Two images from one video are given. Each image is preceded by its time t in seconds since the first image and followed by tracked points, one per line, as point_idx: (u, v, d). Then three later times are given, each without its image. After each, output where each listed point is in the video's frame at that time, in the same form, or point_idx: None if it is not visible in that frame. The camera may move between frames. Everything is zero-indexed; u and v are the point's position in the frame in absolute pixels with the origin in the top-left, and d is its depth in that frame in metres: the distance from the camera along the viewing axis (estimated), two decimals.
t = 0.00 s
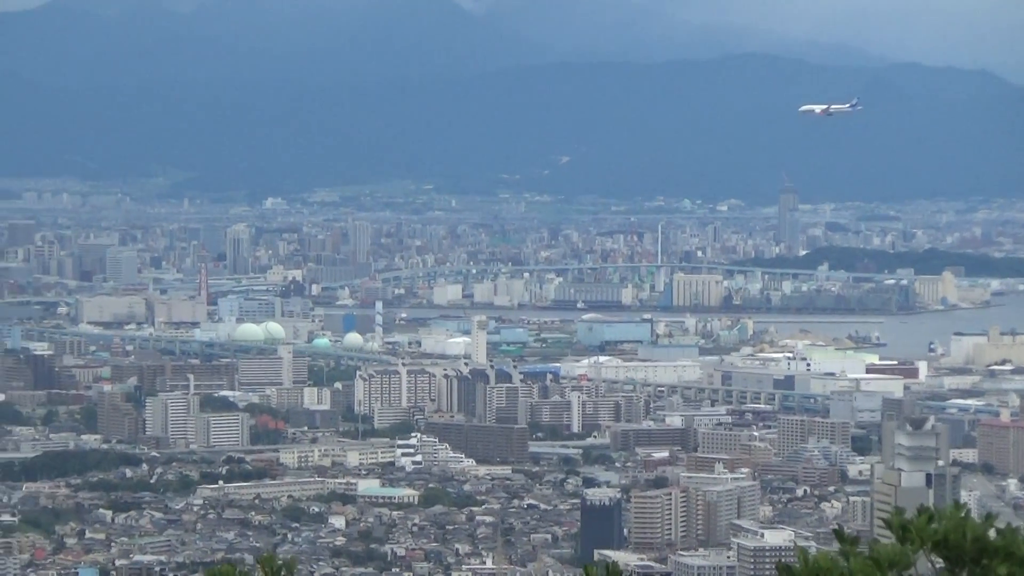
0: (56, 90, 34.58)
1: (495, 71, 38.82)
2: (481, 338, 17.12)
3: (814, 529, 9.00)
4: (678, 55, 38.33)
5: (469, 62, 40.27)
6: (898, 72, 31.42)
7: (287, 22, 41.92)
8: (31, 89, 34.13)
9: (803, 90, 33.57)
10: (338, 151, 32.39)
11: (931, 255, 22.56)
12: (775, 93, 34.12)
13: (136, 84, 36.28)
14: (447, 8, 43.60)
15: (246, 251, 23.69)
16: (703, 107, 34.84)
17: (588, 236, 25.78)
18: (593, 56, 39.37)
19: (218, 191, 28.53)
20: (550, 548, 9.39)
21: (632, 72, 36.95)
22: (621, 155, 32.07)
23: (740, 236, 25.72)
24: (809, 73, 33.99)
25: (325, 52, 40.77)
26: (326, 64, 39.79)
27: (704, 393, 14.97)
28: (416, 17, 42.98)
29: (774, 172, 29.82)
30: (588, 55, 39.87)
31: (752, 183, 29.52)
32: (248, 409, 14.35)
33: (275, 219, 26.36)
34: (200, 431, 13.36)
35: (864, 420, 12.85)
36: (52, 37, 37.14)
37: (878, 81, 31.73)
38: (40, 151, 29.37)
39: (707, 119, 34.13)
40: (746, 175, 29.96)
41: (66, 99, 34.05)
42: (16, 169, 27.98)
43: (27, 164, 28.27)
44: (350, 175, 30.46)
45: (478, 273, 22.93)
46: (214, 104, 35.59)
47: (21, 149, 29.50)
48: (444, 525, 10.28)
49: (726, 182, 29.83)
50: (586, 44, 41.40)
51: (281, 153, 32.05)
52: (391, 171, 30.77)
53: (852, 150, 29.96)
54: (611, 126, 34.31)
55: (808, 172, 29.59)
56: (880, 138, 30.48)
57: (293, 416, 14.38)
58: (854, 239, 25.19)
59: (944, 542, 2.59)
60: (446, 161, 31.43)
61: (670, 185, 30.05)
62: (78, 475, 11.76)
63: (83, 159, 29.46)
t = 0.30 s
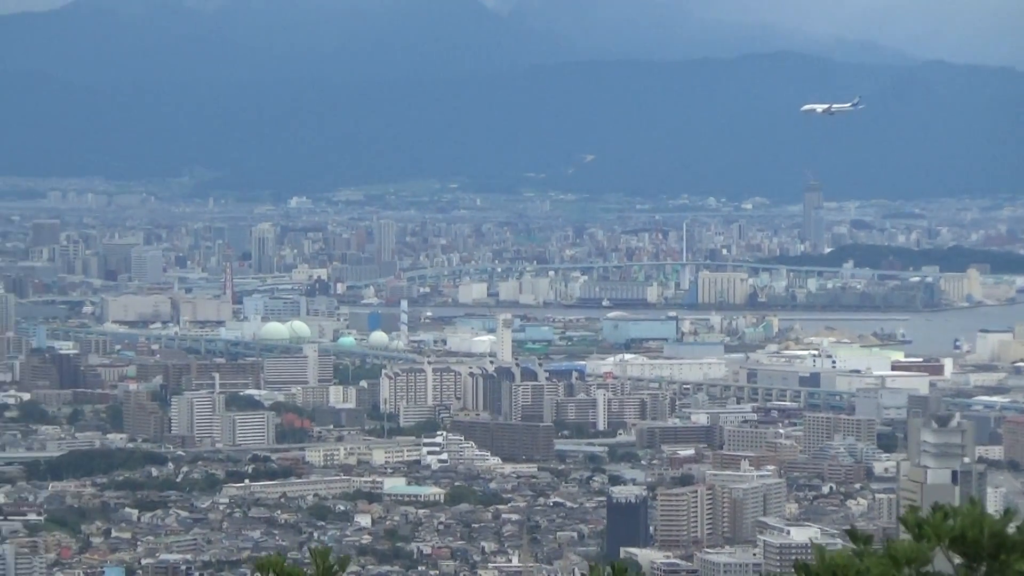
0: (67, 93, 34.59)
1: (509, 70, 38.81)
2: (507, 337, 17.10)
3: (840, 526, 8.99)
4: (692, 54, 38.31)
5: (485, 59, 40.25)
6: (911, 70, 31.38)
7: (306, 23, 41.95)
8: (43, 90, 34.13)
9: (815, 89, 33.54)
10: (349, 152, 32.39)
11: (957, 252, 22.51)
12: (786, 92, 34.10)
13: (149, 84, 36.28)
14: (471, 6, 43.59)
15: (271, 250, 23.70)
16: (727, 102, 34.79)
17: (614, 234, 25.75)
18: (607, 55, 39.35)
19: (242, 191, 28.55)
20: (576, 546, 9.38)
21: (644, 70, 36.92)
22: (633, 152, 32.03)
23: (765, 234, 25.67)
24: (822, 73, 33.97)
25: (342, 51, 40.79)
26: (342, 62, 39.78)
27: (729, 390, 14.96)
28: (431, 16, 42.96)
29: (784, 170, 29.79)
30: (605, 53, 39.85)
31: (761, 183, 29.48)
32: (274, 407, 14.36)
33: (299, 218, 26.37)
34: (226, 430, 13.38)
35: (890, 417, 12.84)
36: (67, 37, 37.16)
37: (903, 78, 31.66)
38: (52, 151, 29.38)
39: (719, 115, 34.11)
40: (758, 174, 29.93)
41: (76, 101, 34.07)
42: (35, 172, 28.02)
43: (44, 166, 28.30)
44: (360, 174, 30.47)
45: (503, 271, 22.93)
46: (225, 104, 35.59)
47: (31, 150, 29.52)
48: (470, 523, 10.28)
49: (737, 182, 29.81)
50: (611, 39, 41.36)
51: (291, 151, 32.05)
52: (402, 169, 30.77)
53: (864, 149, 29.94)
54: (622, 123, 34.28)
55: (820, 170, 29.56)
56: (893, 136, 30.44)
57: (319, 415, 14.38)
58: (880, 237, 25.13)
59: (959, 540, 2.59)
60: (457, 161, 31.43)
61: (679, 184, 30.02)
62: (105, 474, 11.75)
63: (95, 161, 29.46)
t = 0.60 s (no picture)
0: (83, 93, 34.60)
1: (525, 70, 38.79)
2: (533, 336, 17.09)
3: (865, 525, 8.96)
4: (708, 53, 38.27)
5: (504, 58, 40.24)
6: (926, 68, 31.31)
7: (329, 21, 41.96)
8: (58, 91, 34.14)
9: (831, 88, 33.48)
10: (364, 151, 32.38)
11: (983, 250, 22.41)
12: (803, 91, 34.04)
13: (165, 84, 36.28)
14: (496, 5, 43.55)
15: (297, 249, 23.71)
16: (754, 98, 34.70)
17: (640, 233, 25.68)
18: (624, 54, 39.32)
19: (268, 190, 28.55)
20: (602, 544, 9.37)
21: (660, 70, 36.88)
22: (648, 150, 31.98)
23: (790, 232, 25.61)
24: (836, 72, 33.92)
25: (361, 50, 40.78)
26: (366, 61, 39.76)
27: (755, 388, 14.92)
28: (449, 15, 42.93)
29: (799, 168, 29.73)
30: (624, 52, 39.82)
31: (777, 181, 29.42)
32: (300, 406, 14.37)
33: (325, 217, 26.36)
34: (252, 430, 13.39)
35: (916, 415, 12.80)
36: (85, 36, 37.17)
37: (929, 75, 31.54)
38: (65, 149, 29.39)
39: (734, 113, 34.05)
40: (773, 171, 29.89)
41: (91, 101, 34.07)
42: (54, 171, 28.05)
43: (63, 167, 28.32)
44: (374, 174, 30.47)
45: (529, 270, 22.91)
46: (240, 104, 35.57)
47: (46, 148, 29.52)
48: (496, 522, 10.27)
49: (751, 180, 29.75)
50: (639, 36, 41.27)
51: (305, 151, 32.04)
52: (417, 168, 30.76)
53: (879, 148, 29.88)
54: (637, 121, 34.24)
55: (835, 166, 29.49)
56: (907, 136, 30.39)
57: (345, 414, 14.38)
58: (906, 235, 25.04)
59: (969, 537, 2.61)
60: (472, 160, 31.40)
61: (694, 182, 29.96)
62: (131, 474, 11.75)
63: (109, 161, 29.47)
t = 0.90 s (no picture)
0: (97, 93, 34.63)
1: (542, 67, 38.77)
2: (557, 334, 17.07)
3: (892, 521, 8.94)
4: (725, 48, 38.20)
5: (523, 55, 40.23)
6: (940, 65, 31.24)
7: (350, 19, 41.97)
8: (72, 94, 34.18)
9: (847, 82, 33.42)
10: (378, 149, 32.39)
11: (1009, 247, 22.36)
12: (821, 86, 33.95)
13: (181, 82, 36.32)
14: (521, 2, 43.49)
15: (322, 247, 23.72)
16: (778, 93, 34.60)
17: (665, 230, 25.65)
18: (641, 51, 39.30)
19: (294, 188, 28.56)
20: (627, 543, 9.35)
21: (677, 68, 36.82)
22: (661, 148, 31.95)
23: (816, 229, 25.56)
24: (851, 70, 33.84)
25: (379, 46, 40.79)
26: (390, 60, 39.72)
27: (780, 385, 14.89)
28: (468, 10, 42.91)
29: (813, 164, 29.68)
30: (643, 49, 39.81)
31: (790, 179, 29.37)
32: (325, 405, 14.36)
33: (350, 215, 26.36)
34: (277, 429, 13.38)
35: (941, 412, 12.77)
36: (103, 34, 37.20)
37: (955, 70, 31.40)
38: (90, 153, 29.42)
39: (748, 108, 33.99)
40: (788, 167, 29.84)
41: (106, 103, 34.10)
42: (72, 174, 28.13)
43: (82, 171, 28.38)
44: (388, 172, 30.47)
45: (554, 268, 22.89)
46: (256, 100, 35.58)
47: (61, 149, 29.58)
48: (521, 521, 10.25)
49: (764, 177, 29.71)
50: (663, 32, 41.17)
51: (318, 148, 32.05)
52: (430, 167, 30.76)
53: (894, 148, 29.84)
54: (651, 119, 34.20)
55: (849, 162, 29.43)
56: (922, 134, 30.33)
57: (370, 412, 14.37)
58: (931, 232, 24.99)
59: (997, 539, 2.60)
60: (487, 159, 31.41)
61: (707, 178, 29.92)
62: (156, 473, 11.75)
63: (123, 158, 29.51)
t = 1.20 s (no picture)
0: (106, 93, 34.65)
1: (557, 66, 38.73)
2: (577, 333, 17.06)
3: (912, 521, 8.93)
4: (739, 47, 38.13)
5: (538, 53, 40.20)
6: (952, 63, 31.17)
7: (367, 21, 41.99)
8: (83, 95, 34.23)
9: (859, 81, 33.34)
10: (387, 149, 32.37)
11: None
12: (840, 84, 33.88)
13: (191, 83, 36.32)
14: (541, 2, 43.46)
15: (342, 247, 23.72)
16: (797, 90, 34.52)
17: (685, 230, 25.62)
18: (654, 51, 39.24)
19: (313, 188, 28.56)
20: (648, 542, 9.35)
21: (696, 65, 36.76)
22: (671, 146, 31.89)
23: (836, 229, 25.51)
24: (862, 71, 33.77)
25: (392, 44, 40.78)
26: (410, 59, 39.71)
27: (800, 385, 14.86)
28: (483, 10, 42.88)
29: (832, 162, 29.61)
30: (659, 49, 39.76)
31: (799, 178, 29.30)
32: (345, 405, 14.36)
33: (370, 215, 26.37)
34: (297, 429, 13.38)
35: (962, 411, 12.75)
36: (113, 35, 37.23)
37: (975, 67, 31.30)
38: (110, 156, 29.46)
39: (759, 104, 33.92)
40: (797, 166, 29.77)
41: (114, 103, 34.12)
42: (83, 176, 28.15)
43: (93, 171, 28.41)
44: (395, 171, 30.45)
45: (575, 267, 22.88)
46: (265, 99, 35.59)
47: (68, 151, 29.61)
48: (542, 520, 10.25)
49: (774, 173, 29.64)
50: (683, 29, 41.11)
51: (325, 147, 32.04)
52: (439, 167, 30.76)
53: (903, 150, 29.79)
54: (663, 117, 34.13)
55: (859, 161, 29.37)
56: (933, 135, 30.26)
57: (390, 412, 14.38)
58: (951, 231, 24.93)
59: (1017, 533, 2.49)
60: (497, 159, 31.38)
61: (715, 173, 29.85)
62: (176, 472, 11.76)
63: (131, 158, 29.52)
